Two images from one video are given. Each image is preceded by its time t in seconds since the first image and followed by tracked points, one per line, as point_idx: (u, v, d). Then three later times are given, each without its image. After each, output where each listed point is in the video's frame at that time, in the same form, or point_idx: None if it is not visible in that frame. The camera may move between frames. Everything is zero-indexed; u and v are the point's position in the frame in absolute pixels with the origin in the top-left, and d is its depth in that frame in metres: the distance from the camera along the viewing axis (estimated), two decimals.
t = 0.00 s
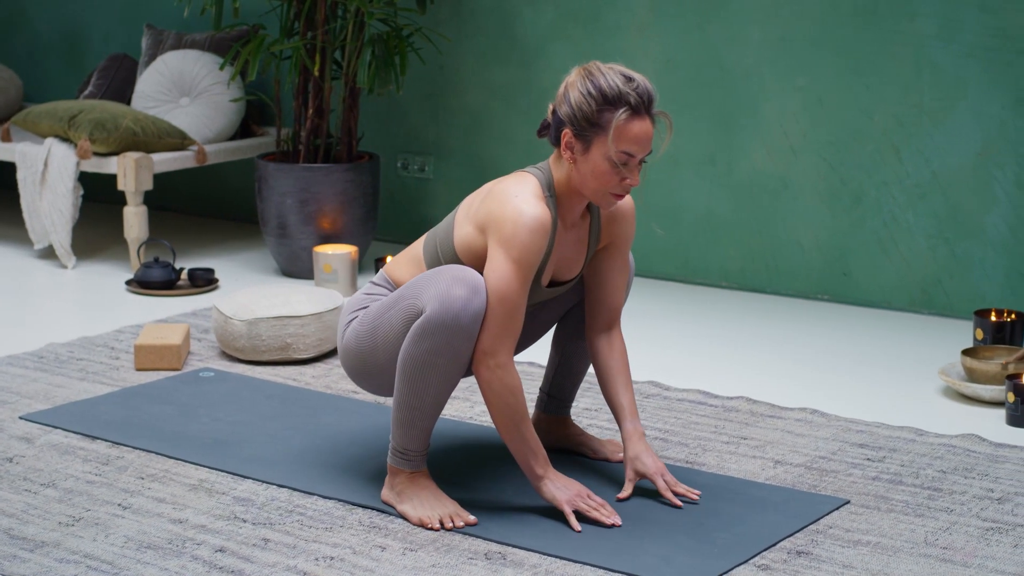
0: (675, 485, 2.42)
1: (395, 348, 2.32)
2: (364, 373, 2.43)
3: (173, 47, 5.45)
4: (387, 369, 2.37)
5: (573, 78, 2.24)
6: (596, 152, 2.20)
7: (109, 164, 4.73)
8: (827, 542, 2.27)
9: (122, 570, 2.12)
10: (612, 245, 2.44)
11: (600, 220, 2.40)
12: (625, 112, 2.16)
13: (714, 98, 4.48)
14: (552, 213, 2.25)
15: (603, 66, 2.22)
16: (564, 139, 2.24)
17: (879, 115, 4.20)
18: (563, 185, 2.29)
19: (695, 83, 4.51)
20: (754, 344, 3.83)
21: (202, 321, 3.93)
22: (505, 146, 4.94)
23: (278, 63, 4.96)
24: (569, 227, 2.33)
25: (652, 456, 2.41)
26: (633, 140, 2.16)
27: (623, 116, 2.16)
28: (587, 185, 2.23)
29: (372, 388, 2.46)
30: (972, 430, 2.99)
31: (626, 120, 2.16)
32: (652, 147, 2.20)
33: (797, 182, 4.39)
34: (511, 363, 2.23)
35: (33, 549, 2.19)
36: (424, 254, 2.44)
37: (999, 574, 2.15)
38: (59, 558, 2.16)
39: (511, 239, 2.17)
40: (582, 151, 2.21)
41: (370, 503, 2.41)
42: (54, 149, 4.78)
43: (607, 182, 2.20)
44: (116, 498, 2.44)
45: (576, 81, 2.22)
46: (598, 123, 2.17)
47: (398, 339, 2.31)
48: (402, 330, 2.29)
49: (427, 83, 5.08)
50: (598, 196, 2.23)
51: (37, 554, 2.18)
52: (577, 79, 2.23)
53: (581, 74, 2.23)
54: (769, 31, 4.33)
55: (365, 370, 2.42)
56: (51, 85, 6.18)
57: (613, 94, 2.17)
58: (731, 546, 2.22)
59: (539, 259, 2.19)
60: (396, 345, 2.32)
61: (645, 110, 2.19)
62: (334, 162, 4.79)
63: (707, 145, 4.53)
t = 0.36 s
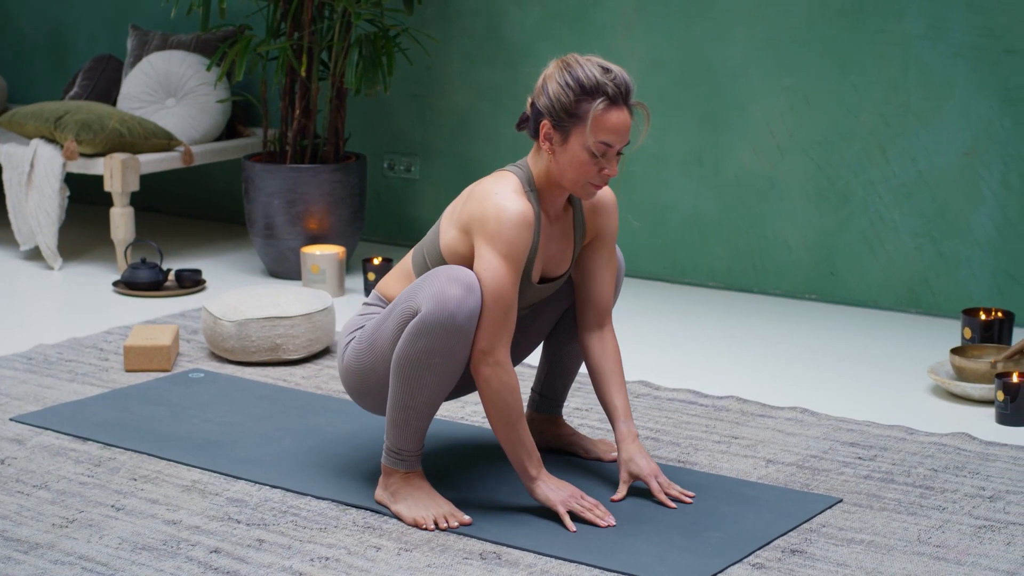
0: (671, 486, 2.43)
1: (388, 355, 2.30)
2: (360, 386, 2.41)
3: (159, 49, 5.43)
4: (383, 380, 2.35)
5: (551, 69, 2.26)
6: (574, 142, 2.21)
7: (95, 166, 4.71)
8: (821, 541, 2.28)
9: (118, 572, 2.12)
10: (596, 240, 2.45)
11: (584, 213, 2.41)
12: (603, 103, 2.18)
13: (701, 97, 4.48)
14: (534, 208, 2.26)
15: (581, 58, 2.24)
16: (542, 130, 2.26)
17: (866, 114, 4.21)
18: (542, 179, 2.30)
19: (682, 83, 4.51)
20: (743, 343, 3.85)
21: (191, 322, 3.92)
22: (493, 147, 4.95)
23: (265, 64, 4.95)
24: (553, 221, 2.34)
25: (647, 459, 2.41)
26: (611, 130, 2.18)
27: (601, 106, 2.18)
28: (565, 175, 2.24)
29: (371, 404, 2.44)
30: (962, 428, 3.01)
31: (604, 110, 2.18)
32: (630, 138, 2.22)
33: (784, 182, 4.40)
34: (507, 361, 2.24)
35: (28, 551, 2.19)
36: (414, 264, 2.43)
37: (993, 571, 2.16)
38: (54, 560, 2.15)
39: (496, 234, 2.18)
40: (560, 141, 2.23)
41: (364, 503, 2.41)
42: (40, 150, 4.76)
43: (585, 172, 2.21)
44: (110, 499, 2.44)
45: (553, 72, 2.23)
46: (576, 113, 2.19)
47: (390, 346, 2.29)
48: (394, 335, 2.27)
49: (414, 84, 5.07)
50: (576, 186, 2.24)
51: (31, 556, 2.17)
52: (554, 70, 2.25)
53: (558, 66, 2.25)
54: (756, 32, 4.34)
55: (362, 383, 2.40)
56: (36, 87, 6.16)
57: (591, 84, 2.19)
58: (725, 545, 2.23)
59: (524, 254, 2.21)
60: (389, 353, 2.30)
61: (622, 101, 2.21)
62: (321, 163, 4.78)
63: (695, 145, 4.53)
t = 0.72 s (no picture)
0: (664, 487, 2.43)
1: (382, 358, 2.30)
2: (354, 393, 2.40)
3: (145, 50, 5.41)
4: (376, 386, 2.34)
5: (528, 62, 2.29)
6: (550, 133, 2.23)
7: (82, 167, 4.70)
8: (816, 540, 2.29)
9: (114, 573, 2.11)
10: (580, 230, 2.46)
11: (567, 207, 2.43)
12: (579, 94, 2.20)
13: (689, 97, 4.49)
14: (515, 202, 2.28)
15: (558, 51, 2.26)
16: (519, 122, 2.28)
17: (854, 114, 4.23)
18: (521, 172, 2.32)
19: (669, 84, 4.52)
20: (732, 342, 3.86)
21: (181, 323, 3.91)
22: (481, 147, 4.95)
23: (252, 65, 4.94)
24: (537, 216, 2.35)
25: (640, 459, 2.40)
26: (587, 121, 2.20)
27: (577, 97, 2.20)
28: (542, 166, 2.26)
29: (367, 415, 2.43)
30: (952, 427, 3.02)
31: (579, 100, 2.21)
32: (606, 129, 2.24)
33: (771, 182, 4.41)
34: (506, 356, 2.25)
35: (23, 553, 2.18)
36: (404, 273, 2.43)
37: (987, 569, 2.17)
38: (50, 562, 2.15)
39: (479, 228, 2.21)
40: (537, 133, 2.25)
41: (359, 503, 2.40)
42: (26, 151, 4.74)
43: (562, 163, 2.23)
44: (104, 500, 2.43)
45: (530, 64, 2.26)
46: (551, 103, 2.21)
47: (384, 348, 2.28)
48: (387, 337, 2.27)
49: (402, 85, 5.07)
50: (553, 177, 2.26)
51: (26, 557, 2.16)
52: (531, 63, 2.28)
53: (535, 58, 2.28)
54: (743, 32, 4.35)
55: (355, 390, 2.39)
56: (21, 88, 6.13)
57: (566, 76, 2.21)
58: (720, 544, 2.23)
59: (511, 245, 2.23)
60: (384, 358, 2.29)
61: (598, 93, 2.23)
62: (308, 164, 4.78)
63: (682, 145, 4.54)
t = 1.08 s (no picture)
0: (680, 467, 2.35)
1: (379, 358, 2.30)
2: (353, 393, 2.39)
3: (136, 51, 5.40)
4: (374, 387, 2.34)
5: (518, 58, 2.29)
6: (541, 130, 2.24)
7: (75, 168, 4.69)
8: (815, 539, 2.29)
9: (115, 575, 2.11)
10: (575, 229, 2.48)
11: (560, 204, 2.45)
12: (569, 89, 2.21)
13: (681, 97, 4.50)
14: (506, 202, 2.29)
15: (548, 48, 2.26)
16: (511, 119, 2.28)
17: (846, 114, 4.23)
18: (514, 170, 2.33)
19: (662, 84, 4.52)
20: (726, 341, 3.87)
21: (176, 325, 3.90)
22: (473, 148, 4.95)
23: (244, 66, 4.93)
24: (529, 214, 2.37)
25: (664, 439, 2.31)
26: (577, 117, 2.21)
27: (567, 93, 2.20)
28: (534, 163, 2.26)
29: (364, 412, 2.43)
30: (947, 426, 3.02)
31: (570, 96, 2.21)
32: (597, 124, 2.24)
33: (763, 182, 4.42)
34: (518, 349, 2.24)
35: (23, 555, 2.17)
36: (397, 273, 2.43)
37: (986, 568, 2.18)
38: (50, 563, 2.14)
39: (474, 231, 2.21)
40: (528, 129, 2.25)
41: (358, 504, 2.40)
42: (18, 153, 4.73)
43: (554, 160, 2.24)
44: (103, 502, 2.42)
45: (520, 60, 2.26)
46: (541, 99, 2.22)
47: (381, 348, 2.28)
48: (384, 337, 2.27)
49: (394, 85, 5.06)
50: (546, 174, 2.26)
51: (27, 559, 2.16)
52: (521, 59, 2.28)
53: (525, 55, 2.28)
54: (735, 32, 4.35)
55: (354, 389, 2.39)
56: (13, 89, 6.11)
57: (556, 72, 2.21)
58: (720, 543, 2.23)
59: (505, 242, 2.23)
60: (381, 358, 2.29)
61: (588, 87, 2.23)
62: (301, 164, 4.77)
63: (675, 146, 4.55)
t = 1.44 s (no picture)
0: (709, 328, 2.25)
1: (369, 358, 2.29)
2: (343, 392, 2.39)
3: (124, 52, 5.39)
4: (364, 386, 2.34)
5: (510, 57, 2.29)
6: (531, 128, 2.24)
7: (63, 170, 4.67)
8: (810, 538, 2.29)
9: None
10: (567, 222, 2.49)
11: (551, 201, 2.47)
12: (560, 88, 2.21)
13: (671, 98, 4.50)
14: (495, 198, 2.31)
15: (539, 46, 2.27)
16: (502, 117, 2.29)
17: (835, 114, 4.24)
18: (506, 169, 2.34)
19: (651, 86, 4.53)
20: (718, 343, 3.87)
21: (167, 327, 3.89)
22: (462, 150, 4.94)
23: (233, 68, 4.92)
24: (521, 210, 2.38)
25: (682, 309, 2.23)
26: (568, 116, 2.21)
27: (557, 91, 2.21)
28: (525, 162, 2.26)
29: (355, 411, 2.42)
30: (938, 426, 3.03)
31: (561, 95, 2.21)
32: (588, 123, 2.24)
33: (752, 183, 4.43)
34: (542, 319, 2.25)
35: (19, 557, 2.16)
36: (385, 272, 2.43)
37: (981, 567, 2.18)
38: (46, 566, 2.13)
39: (455, 235, 2.23)
40: (519, 127, 2.26)
41: (353, 505, 2.40)
42: (6, 155, 4.71)
43: (544, 158, 2.24)
44: (97, 504, 2.42)
45: (513, 58, 2.26)
46: (533, 98, 2.22)
47: (371, 347, 2.28)
48: (374, 336, 2.27)
49: (382, 88, 5.06)
50: (535, 172, 2.27)
51: (23, 561, 2.15)
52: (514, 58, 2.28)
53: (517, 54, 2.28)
54: (724, 34, 4.36)
55: (345, 389, 2.38)
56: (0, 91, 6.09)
57: (547, 71, 2.22)
58: (716, 543, 2.24)
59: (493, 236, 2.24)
60: (370, 357, 2.29)
61: (580, 87, 2.24)
62: (290, 166, 4.76)
63: (663, 147, 4.55)
